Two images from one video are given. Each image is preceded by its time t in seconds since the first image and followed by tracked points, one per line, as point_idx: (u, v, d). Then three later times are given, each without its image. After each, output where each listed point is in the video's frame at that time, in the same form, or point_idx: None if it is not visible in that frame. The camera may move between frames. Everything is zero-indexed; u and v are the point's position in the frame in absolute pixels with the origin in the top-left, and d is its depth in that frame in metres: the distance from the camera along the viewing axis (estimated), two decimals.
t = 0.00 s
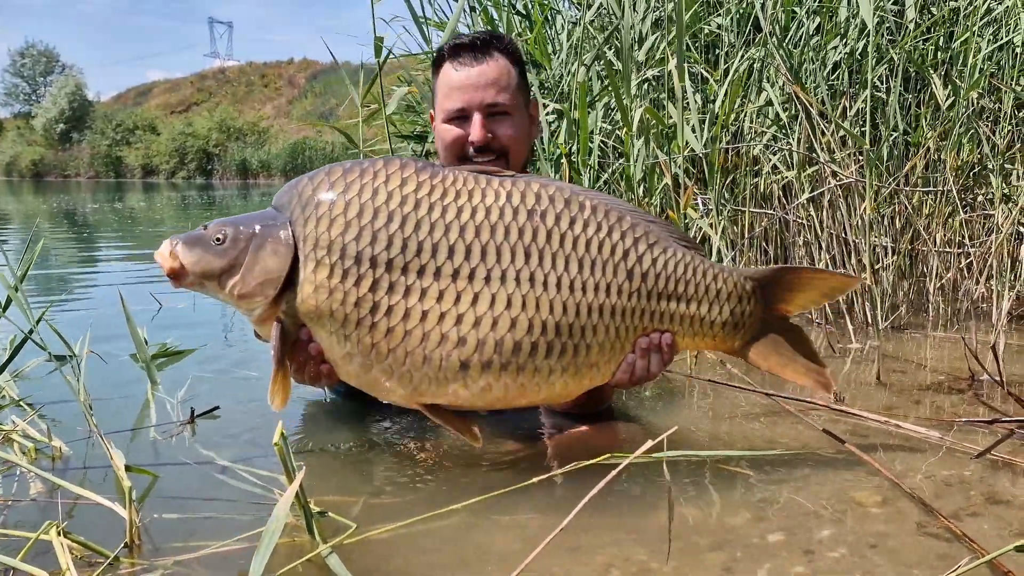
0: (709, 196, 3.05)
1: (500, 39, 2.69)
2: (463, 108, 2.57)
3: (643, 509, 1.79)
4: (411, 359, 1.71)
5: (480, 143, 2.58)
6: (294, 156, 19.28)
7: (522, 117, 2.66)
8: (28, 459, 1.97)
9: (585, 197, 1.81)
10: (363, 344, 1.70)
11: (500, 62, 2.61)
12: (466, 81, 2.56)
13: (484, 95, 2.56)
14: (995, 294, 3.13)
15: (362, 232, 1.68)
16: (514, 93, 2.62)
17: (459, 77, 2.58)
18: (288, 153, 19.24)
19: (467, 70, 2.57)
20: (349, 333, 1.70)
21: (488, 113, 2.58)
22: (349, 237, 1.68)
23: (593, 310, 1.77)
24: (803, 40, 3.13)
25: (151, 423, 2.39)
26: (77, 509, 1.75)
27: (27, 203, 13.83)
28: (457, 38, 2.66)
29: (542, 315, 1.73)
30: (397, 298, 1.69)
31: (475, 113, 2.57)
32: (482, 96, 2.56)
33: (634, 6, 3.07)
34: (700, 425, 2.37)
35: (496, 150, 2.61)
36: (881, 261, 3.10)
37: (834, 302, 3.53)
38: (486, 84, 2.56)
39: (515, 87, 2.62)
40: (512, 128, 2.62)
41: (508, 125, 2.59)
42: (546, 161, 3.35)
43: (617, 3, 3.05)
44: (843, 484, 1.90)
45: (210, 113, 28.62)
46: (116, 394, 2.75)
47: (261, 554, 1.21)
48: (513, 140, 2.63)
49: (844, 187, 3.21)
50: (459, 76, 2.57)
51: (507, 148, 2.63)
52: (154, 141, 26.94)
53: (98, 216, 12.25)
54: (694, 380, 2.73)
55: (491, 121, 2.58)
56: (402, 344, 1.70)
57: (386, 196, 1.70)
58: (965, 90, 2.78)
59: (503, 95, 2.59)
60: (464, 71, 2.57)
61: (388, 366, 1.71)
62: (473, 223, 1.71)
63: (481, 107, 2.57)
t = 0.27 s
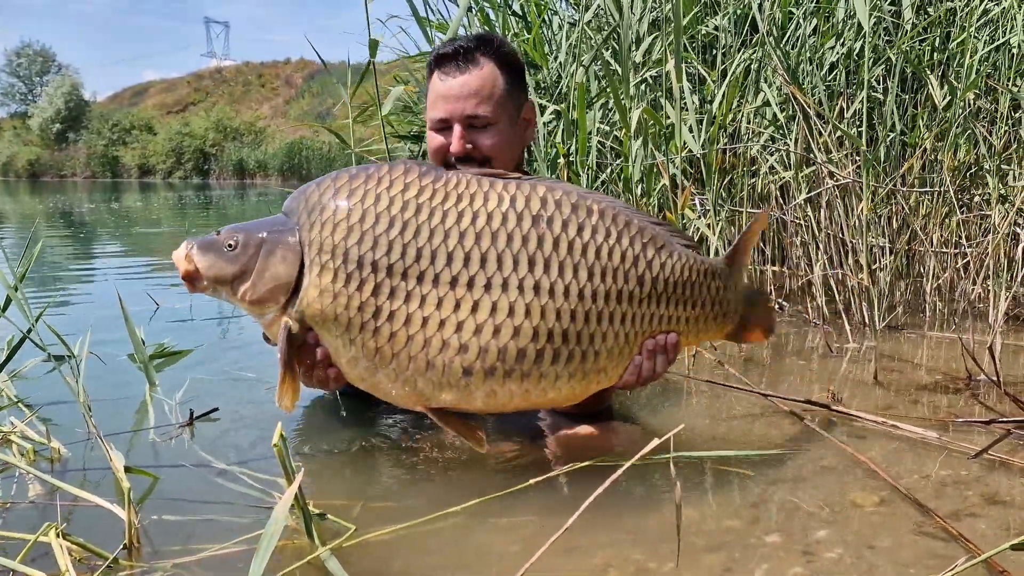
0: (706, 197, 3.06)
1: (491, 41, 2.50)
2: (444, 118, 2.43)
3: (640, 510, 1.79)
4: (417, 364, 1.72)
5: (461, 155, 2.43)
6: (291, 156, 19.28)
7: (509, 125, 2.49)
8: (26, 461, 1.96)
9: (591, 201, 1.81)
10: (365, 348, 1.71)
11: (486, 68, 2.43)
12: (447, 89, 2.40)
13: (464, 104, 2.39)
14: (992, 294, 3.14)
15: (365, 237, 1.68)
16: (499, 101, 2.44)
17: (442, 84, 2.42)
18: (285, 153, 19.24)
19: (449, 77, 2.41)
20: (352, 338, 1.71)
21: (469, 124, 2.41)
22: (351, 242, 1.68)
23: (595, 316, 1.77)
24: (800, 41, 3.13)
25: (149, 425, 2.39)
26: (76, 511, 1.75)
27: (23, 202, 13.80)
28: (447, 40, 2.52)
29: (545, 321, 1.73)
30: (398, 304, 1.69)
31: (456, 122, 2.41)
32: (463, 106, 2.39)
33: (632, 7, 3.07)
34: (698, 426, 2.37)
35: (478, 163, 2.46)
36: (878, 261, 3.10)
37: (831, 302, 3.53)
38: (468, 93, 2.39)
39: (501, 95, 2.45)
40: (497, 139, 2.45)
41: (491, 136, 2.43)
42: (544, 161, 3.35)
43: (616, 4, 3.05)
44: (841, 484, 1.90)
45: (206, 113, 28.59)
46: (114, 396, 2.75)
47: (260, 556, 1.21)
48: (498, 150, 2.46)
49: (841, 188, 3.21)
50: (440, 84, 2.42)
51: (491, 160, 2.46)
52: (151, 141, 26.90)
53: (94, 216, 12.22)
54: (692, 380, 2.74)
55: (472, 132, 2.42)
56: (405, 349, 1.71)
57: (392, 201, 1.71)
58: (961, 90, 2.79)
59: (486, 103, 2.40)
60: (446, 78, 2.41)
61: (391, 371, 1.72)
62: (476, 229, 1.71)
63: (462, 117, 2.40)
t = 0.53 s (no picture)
0: (703, 198, 3.06)
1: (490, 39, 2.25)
2: (437, 116, 2.14)
3: (638, 512, 1.79)
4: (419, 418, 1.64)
5: (451, 159, 2.17)
6: (288, 156, 19.26)
7: (506, 129, 2.21)
8: (23, 463, 1.96)
9: (604, 237, 1.55)
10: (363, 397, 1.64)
11: (485, 67, 2.15)
12: (441, 82, 2.12)
13: (460, 104, 2.12)
14: (988, 295, 3.15)
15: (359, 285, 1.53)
16: (498, 102, 2.16)
17: (438, 78, 2.13)
18: (282, 153, 19.23)
19: (444, 73, 2.13)
20: (353, 389, 1.64)
21: (463, 127, 2.13)
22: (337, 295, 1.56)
23: (613, 372, 1.59)
24: (797, 43, 3.14)
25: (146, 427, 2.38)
26: (73, 514, 1.75)
27: (19, 202, 13.77)
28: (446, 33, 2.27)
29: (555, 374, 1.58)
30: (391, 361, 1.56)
31: (449, 123, 2.13)
32: (457, 107, 2.12)
33: (629, 8, 3.08)
34: (695, 426, 2.37)
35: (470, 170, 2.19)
36: (874, 261, 3.11)
37: (827, 302, 3.54)
38: (465, 92, 2.11)
39: (500, 95, 2.18)
40: (492, 144, 2.18)
41: (487, 139, 2.16)
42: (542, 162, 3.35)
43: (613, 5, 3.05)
44: (838, 486, 1.91)
45: (202, 113, 28.56)
46: (111, 397, 2.74)
47: (258, 560, 1.20)
48: (492, 156, 2.20)
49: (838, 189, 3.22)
50: (434, 77, 2.14)
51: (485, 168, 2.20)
52: (147, 141, 26.86)
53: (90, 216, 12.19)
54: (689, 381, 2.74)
55: (467, 134, 2.14)
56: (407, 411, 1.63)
57: (371, 263, 1.52)
58: (957, 92, 2.79)
59: (484, 102, 2.13)
60: (442, 72, 2.14)
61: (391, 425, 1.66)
62: (466, 299, 1.49)
63: (456, 118, 2.13)
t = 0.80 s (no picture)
0: (700, 198, 3.06)
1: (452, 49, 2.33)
2: (414, 127, 2.22)
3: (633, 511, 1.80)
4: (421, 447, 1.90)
5: (434, 167, 2.22)
6: (284, 156, 19.26)
7: (483, 135, 2.29)
8: (19, 463, 1.96)
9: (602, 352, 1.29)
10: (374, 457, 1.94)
11: (456, 75, 2.27)
12: (414, 92, 2.23)
13: (435, 110, 2.21)
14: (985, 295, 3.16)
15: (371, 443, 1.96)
16: (471, 107, 2.27)
17: (407, 90, 2.24)
18: (279, 153, 19.22)
19: (413, 84, 2.24)
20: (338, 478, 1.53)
21: (442, 133, 2.22)
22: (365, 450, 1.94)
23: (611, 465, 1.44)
24: (793, 43, 3.14)
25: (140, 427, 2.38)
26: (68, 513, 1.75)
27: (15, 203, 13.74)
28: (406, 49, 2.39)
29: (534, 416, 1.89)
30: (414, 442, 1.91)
31: (427, 131, 2.22)
32: (434, 112, 2.22)
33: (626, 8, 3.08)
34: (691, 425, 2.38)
35: (452, 176, 2.23)
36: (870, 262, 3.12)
37: (823, 302, 3.55)
38: (439, 98, 2.22)
39: (472, 101, 2.28)
40: (470, 151, 2.25)
41: (467, 141, 2.25)
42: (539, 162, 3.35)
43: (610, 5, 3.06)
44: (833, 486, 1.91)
45: (199, 113, 28.53)
46: (107, 396, 2.74)
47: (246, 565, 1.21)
48: (473, 161, 2.26)
49: (834, 189, 3.23)
50: (405, 89, 2.24)
51: (467, 175, 2.24)
52: (144, 141, 26.82)
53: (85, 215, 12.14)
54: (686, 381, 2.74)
55: (447, 138, 2.23)
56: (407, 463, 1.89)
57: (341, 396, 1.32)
58: (953, 92, 2.80)
59: (460, 105, 2.25)
60: (411, 83, 2.24)
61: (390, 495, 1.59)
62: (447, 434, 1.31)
63: (433, 125, 2.22)
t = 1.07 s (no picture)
0: (699, 198, 3.06)
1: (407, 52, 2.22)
2: (361, 144, 2.08)
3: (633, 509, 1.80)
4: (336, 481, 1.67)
5: (388, 185, 2.09)
6: (281, 156, 19.24)
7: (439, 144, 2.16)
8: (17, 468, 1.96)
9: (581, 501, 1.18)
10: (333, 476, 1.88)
11: (397, 86, 2.11)
12: (356, 108, 2.07)
13: (380, 125, 2.06)
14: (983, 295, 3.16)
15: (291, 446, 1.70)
16: (419, 118, 2.12)
17: (348, 108, 2.09)
18: (276, 154, 19.20)
19: (351, 100, 2.08)
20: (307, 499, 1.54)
21: (390, 147, 2.08)
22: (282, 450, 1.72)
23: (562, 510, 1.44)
24: (791, 43, 3.15)
25: (136, 431, 2.38)
26: (67, 518, 1.75)
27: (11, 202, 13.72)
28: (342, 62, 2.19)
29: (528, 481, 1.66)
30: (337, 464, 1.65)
31: (375, 147, 2.07)
32: (379, 125, 2.07)
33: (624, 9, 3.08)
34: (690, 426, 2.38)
35: (410, 193, 2.11)
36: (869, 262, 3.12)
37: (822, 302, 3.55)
38: (383, 111, 2.07)
39: (420, 109, 2.13)
40: (425, 163, 2.12)
41: (420, 154, 2.10)
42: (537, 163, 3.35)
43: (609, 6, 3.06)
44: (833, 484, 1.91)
45: (196, 114, 28.50)
46: (102, 399, 2.73)
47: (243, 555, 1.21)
48: (428, 174, 2.12)
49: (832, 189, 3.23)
50: (347, 106, 2.09)
51: (425, 189, 2.12)
52: (140, 141, 26.77)
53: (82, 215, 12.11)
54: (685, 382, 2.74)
55: (397, 152, 2.08)
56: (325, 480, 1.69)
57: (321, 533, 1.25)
58: (951, 92, 2.81)
59: (409, 116, 2.10)
60: (351, 98, 2.09)
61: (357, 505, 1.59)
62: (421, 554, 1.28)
63: (381, 141, 2.07)
